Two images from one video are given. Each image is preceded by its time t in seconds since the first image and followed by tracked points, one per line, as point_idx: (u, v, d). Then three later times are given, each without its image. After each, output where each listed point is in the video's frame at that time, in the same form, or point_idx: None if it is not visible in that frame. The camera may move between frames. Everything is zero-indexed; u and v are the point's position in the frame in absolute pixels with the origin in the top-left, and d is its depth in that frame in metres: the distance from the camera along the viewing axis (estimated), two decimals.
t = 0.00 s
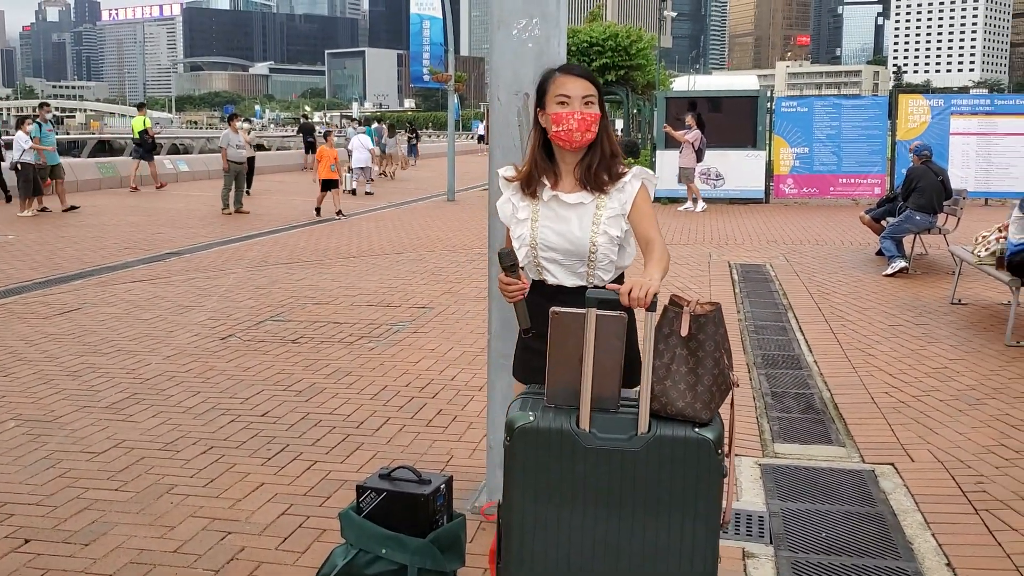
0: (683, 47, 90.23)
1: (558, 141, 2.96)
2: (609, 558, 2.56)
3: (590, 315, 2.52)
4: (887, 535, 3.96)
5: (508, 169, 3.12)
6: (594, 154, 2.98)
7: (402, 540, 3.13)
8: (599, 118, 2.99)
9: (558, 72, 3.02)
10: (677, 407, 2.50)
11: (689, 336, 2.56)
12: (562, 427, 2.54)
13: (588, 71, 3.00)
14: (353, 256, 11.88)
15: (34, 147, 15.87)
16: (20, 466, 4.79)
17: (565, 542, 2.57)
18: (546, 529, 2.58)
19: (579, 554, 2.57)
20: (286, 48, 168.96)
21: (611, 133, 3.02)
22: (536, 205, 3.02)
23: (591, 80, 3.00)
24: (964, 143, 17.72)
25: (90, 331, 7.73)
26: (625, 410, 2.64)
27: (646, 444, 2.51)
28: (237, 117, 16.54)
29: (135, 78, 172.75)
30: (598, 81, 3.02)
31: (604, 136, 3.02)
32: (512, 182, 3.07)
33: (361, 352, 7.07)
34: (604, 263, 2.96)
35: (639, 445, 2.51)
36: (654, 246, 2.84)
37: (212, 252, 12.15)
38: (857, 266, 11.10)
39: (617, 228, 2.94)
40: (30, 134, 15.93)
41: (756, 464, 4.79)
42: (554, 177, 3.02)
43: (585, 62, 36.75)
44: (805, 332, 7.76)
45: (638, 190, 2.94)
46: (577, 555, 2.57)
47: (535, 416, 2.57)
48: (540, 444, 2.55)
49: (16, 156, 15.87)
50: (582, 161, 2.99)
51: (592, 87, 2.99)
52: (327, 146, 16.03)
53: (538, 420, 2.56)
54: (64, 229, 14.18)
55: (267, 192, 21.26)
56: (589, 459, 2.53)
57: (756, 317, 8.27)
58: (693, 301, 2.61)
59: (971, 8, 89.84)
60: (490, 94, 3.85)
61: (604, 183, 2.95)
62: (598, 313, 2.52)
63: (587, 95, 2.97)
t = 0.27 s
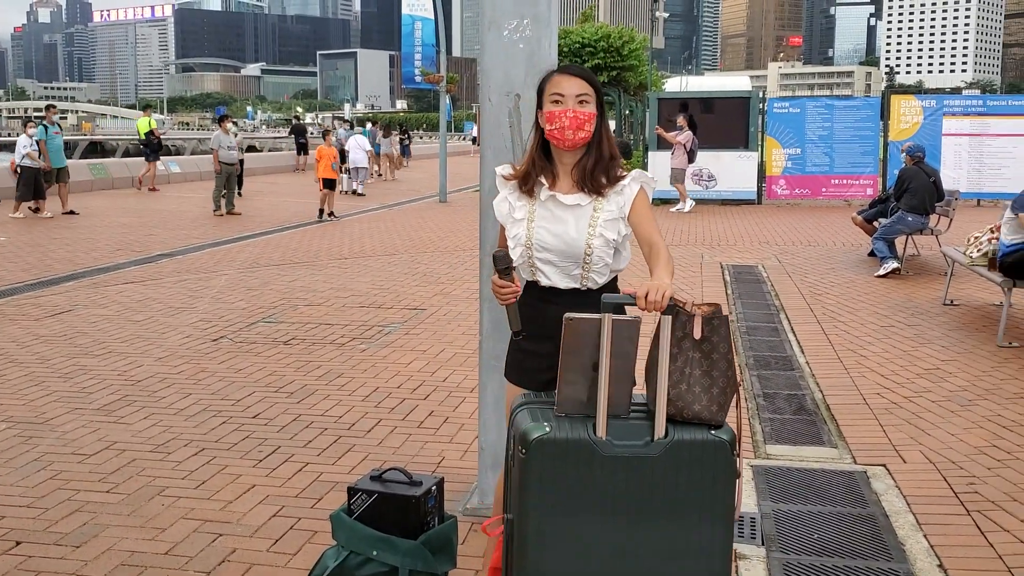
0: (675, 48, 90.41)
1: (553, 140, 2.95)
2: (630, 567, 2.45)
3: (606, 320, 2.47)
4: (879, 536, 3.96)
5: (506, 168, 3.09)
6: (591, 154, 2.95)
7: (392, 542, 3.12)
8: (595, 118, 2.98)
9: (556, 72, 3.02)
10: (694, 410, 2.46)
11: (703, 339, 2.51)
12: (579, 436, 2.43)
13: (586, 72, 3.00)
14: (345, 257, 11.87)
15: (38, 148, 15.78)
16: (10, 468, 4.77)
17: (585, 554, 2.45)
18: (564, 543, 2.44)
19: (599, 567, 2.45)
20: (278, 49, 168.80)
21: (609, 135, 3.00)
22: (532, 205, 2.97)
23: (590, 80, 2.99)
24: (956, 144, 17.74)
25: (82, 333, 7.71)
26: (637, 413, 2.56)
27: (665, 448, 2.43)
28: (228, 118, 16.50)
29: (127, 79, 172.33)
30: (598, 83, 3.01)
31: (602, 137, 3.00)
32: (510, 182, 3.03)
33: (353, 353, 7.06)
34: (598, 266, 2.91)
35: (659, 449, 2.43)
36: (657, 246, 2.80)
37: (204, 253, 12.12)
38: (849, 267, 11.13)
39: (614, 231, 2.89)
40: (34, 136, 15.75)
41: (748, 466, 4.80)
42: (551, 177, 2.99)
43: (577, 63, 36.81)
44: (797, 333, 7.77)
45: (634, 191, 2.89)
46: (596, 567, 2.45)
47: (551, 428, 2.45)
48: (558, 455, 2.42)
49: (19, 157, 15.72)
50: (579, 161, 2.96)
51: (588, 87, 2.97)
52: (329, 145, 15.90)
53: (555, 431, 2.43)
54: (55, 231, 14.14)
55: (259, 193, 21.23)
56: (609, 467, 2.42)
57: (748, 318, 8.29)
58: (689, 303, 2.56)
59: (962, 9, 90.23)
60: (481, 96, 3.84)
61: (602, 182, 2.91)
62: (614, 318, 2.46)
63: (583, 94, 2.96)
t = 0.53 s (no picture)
0: (674, 48, 90.43)
1: (554, 138, 2.95)
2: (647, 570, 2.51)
3: (624, 324, 2.50)
4: (880, 537, 3.96)
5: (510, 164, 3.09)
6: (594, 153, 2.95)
7: (392, 542, 3.12)
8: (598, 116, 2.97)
9: (562, 70, 3.01)
10: (711, 413, 2.51)
11: (718, 341, 2.54)
12: (599, 442, 2.47)
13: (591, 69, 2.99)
14: (345, 258, 11.87)
15: (53, 150, 15.78)
16: (12, 469, 4.77)
17: (603, 560, 2.49)
18: (585, 549, 2.48)
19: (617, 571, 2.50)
20: (278, 51, 168.87)
21: (614, 134, 2.99)
22: (535, 203, 2.98)
23: (593, 77, 2.98)
24: (958, 144, 17.74)
25: (82, 335, 7.71)
26: (650, 419, 2.60)
27: (683, 453, 2.48)
28: (228, 120, 16.50)
29: (126, 81, 172.43)
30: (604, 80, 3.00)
31: (606, 137, 2.99)
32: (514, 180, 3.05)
33: (353, 354, 7.06)
34: (598, 266, 2.90)
35: (677, 453, 2.48)
36: (666, 246, 2.80)
37: (204, 255, 12.12)
38: (849, 267, 11.13)
39: (615, 232, 2.90)
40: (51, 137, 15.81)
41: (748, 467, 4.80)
42: (554, 175, 2.99)
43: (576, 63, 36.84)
44: (797, 333, 7.77)
45: (637, 193, 2.90)
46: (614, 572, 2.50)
47: (570, 435, 2.48)
48: (577, 464, 2.45)
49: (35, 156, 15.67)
50: (582, 161, 2.96)
51: (592, 85, 2.96)
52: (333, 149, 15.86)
53: (574, 438, 2.47)
54: (56, 233, 14.15)
55: (258, 195, 21.24)
56: (628, 474, 2.46)
57: (749, 319, 8.28)
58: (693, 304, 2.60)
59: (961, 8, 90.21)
60: (479, 96, 3.84)
61: (604, 183, 2.92)
62: (631, 321, 2.51)
63: (586, 91, 2.95)
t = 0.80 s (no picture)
0: (675, 49, 90.45)
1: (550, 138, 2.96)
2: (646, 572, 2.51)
3: (624, 326, 2.51)
4: (881, 538, 3.96)
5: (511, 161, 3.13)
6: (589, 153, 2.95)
7: (393, 542, 3.13)
8: (594, 116, 2.95)
9: (562, 71, 3.01)
10: (711, 414, 2.52)
11: (718, 342, 2.55)
12: (599, 443, 2.47)
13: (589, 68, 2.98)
14: (346, 258, 11.88)
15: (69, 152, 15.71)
16: (15, 468, 4.78)
17: (603, 560, 2.49)
18: (584, 550, 2.48)
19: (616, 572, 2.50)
20: (280, 51, 168.90)
21: (613, 134, 2.98)
22: (531, 202, 3.01)
23: (592, 77, 2.96)
24: (960, 145, 17.75)
25: (84, 334, 7.72)
26: (650, 420, 2.61)
27: (682, 455, 2.49)
28: (229, 120, 16.51)
29: (128, 82, 172.57)
30: (603, 80, 2.97)
31: (605, 137, 2.99)
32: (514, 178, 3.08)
33: (355, 355, 7.07)
34: (590, 267, 2.91)
35: (677, 454, 2.49)
36: (664, 248, 2.79)
37: (206, 255, 12.14)
38: (851, 268, 11.13)
39: (609, 233, 2.91)
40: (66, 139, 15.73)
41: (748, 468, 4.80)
42: (552, 174, 3.02)
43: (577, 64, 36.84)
44: (799, 335, 7.77)
45: (632, 194, 2.90)
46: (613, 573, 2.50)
47: (570, 435, 2.48)
48: (577, 464, 2.46)
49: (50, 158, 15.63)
50: (579, 162, 2.97)
51: (590, 85, 2.95)
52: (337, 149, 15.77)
53: (574, 439, 2.47)
54: (58, 233, 14.17)
55: (260, 195, 21.26)
56: (628, 473, 2.47)
57: (750, 320, 8.28)
58: (694, 305, 2.60)
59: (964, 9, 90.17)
60: (482, 96, 3.84)
61: (601, 184, 2.92)
62: (633, 324, 2.51)
63: (582, 92, 2.94)
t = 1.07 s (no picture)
0: (679, 48, 90.28)
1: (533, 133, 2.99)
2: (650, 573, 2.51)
3: (629, 327, 2.51)
4: (885, 539, 3.96)
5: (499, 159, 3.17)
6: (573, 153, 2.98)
7: (397, 542, 3.13)
8: (576, 112, 2.97)
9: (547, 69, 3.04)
10: (715, 414, 2.52)
11: (722, 342, 2.55)
12: (602, 445, 2.47)
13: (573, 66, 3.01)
14: (350, 259, 11.90)
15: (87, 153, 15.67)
16: (21, 468, 4.79)
17: (606, 561, 2.50)
18: (587, 551, 2.48)
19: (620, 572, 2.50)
20: (283, 52, 168.99)
21: (598, 132, 3.01)
22: (516, 198, 3.06)
23: (575, 74, 2.99)
24: (965, 144, 17.73)
25: (90, 335, 7.73)
26: (655, 420, 2.61)
27: (687, 455, 2.49)
28: (233, 121, 16.51)
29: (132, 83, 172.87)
30: (588, 77, 3.00)
31: (589, 133, 3.02)
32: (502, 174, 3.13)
33: (359, 355, 7.07)
34: (572, 262, 2.92)
35: (682, 454, 2.49)
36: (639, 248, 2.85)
37: (210, 255, 12.15)
38: (855, 268, 11.11)
39: (592, 229, 2.93)
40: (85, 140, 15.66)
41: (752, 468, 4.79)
42: (539, 171, 3.05)
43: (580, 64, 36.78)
44: (803, 335, 7.75)
45: (617, 192, 2.95)
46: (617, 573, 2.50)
47: (575, 436, 2.49)
48: (582, 465, 2.46)
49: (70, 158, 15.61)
50: (564, 160, 3.00)
51: (574, 84, 2.97)
52: (345, 150, 15.81)
53: (579, 440, 2.47)
54: (63, 234, 14.20)
55: (264, 196, 21.29)
56: (633, 474, 2.47)
57: (754, 320, 8.27)
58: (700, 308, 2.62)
59: (969, 9, 89.94)
60: (485, 97, 3.85)
61: (586, 181, 2.96)
62: (637, 324, 2.52)
63: (565, 90, 2.96)
